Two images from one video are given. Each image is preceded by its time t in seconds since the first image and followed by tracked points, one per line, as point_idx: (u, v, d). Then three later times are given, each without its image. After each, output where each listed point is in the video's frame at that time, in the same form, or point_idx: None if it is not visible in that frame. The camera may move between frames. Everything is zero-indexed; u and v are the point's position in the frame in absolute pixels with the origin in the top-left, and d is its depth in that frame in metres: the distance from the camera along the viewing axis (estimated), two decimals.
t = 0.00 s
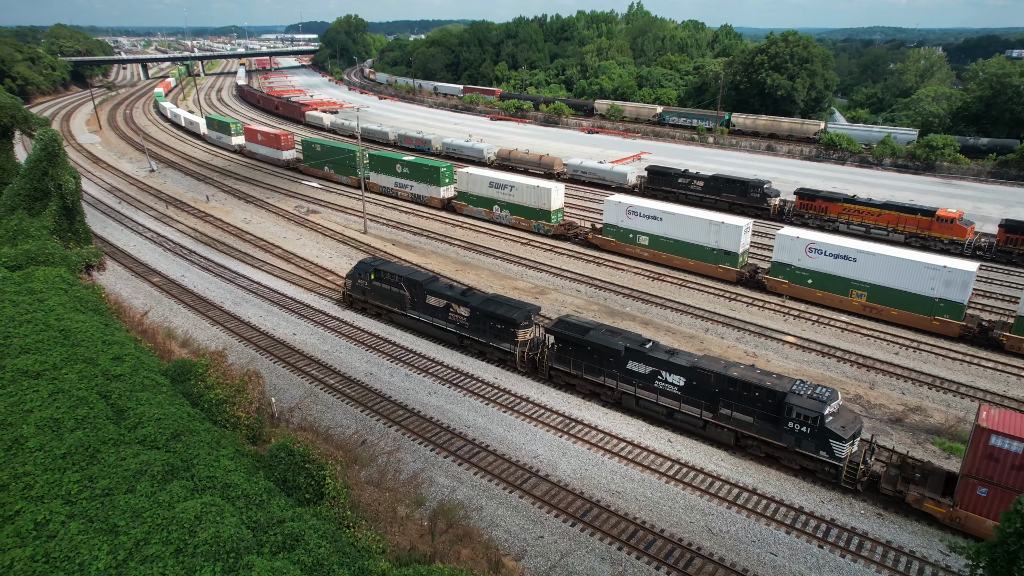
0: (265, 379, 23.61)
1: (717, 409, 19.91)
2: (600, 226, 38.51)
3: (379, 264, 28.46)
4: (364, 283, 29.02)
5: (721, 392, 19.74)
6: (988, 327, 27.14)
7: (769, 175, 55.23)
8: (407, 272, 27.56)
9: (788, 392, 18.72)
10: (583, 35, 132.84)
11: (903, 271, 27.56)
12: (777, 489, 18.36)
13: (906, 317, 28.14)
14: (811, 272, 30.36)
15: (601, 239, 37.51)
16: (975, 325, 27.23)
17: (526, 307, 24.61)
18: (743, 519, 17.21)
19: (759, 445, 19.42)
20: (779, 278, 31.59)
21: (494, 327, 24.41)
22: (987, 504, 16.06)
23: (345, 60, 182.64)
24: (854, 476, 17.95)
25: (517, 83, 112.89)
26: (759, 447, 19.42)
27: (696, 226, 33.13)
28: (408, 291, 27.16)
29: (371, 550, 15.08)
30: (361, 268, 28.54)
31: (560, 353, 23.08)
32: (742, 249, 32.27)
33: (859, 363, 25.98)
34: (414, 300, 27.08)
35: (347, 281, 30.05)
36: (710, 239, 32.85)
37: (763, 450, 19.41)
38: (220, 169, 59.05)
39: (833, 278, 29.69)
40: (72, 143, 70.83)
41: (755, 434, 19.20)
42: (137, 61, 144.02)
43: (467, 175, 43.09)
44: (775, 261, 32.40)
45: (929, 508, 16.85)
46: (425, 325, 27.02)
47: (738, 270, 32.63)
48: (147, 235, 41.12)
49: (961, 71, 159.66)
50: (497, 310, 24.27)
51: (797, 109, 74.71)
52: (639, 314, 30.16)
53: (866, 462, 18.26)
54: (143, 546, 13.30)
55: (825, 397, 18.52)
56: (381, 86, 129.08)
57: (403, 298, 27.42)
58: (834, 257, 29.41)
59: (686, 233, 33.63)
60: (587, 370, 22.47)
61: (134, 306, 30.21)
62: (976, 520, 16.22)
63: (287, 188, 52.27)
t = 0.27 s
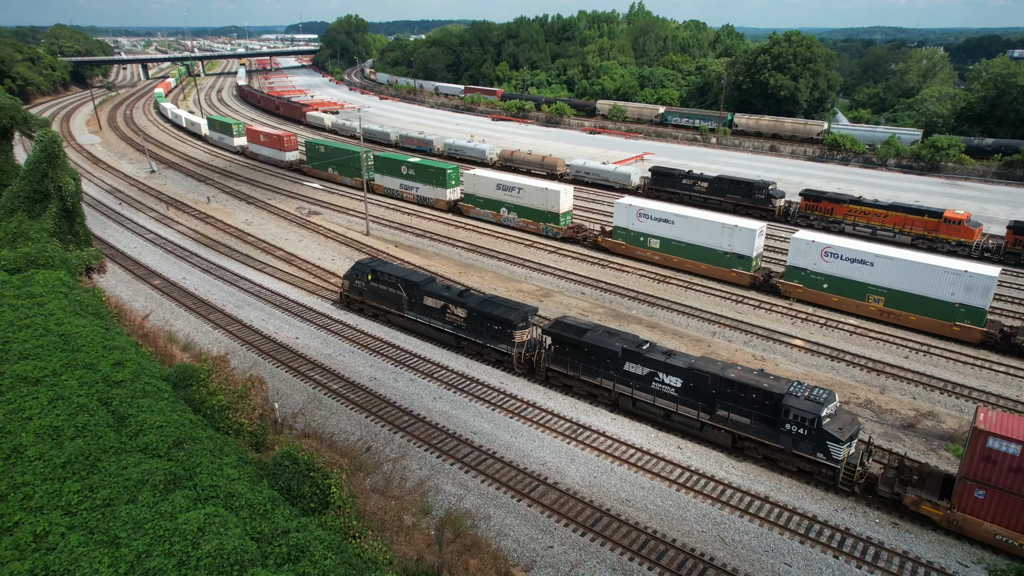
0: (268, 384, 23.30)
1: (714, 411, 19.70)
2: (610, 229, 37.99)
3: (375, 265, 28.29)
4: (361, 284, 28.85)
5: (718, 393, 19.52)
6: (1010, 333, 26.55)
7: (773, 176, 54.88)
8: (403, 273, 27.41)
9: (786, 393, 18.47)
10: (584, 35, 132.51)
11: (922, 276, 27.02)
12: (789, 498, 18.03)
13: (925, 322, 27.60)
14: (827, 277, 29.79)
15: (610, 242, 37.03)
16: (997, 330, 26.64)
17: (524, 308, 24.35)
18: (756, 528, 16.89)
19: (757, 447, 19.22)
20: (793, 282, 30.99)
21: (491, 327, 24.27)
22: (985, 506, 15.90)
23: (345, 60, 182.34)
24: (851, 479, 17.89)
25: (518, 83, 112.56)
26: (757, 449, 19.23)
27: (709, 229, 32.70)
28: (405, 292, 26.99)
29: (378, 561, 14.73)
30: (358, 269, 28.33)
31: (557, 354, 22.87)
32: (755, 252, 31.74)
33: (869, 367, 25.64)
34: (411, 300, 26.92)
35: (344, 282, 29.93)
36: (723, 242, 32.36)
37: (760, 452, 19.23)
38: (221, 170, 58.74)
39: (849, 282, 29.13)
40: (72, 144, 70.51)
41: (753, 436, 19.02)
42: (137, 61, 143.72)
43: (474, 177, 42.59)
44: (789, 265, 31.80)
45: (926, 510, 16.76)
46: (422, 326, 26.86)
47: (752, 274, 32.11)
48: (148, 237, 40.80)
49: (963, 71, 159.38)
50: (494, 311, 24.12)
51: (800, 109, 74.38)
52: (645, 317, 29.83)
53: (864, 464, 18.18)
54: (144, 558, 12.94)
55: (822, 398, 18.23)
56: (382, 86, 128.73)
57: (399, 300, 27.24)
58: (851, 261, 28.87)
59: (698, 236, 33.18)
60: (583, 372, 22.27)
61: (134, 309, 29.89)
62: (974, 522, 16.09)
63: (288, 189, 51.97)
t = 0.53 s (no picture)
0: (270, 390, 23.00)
1: (710, 412, 19.68)
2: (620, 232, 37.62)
3: (372, 266, 28.26)
4: (358, 285, 28.80)
5: (714, 395, 19.50)
6: None
7: (777, 177, 54.55)
8: (399, 274, 27.40)
9: (781, 395, 18.50)
10: (585, 35, 132.25)
11: (941, 281, 26.57)
12: (802, 506, 17.70)
13: (944, 328, 27.13)
14: (842, 281, 29.34)
15: (620, 245, 36.69)
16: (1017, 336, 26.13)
17: (520, 309, 24.43)
18: (768, 538, 16.57)
19: (752, 449, 19.21)
20: (808, 287, 30.52)
21: (488, 329, 24.30)
22: (981, 508, 15.82)
23: (346, 60, 182.01)
24: (848, 481, 17.84)
25: (519, 83, 112.27)
26: (753, 451, 19.21)
27: (721, 233, 32.26)
28: (402, 293, 27.02)
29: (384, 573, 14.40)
30: (354, 271, 28.32)
31: (554, 355, 22.89)
32: (768, 256, 31.37)
33: (879, 372, 25.31)
34: (408, 302, 26.99)
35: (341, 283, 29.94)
36: (735, 246, 31.99)
37: (756, 454, 19.20)
38: (222, 171, 58.44)
39: (866, 287, 28.68)
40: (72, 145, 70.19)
41: (748, 438, 19.00)
42: (137, 61, 143.38)
43: (481, 179, 42.21)
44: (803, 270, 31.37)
45: (923, 513, 16.62)
46: (419, 327, 26.89)
47: (765, 278, 31.66)
48: (148, 239, 40.50)
49: (965, 71, 158.99)
50: (491, 312, 24.16)
51: (803, 109, 74.09)
52: (651, 320, 29.52)
53: (860, 466, 18.10)
54: (145, 571, 12.60)
55: (819, 400, 18.28)
56: (383, 86, 128.46)
57: (396, 300, 27.27)
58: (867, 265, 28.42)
59: (710, 239, 32.75)
60: (580, 373, 22.28)
61: (135, 312, 29.59)
62: (970, 525, 16.01)
63: (289, 190, 51.68)
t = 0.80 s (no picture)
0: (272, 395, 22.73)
1: (706, 414, 19.59)
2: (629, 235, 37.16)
3: (369, 266, 28.24)
4: (354, 285, 28.78)
5: (710, 396, 19.43)
6: None
7: (780, 178, 54.27)
8: (397, 275, 27.34)
9: (777, 396, 18.40)
10: (586, 35, 131.97)
11: (960, 285, 26.08)
12: (814, 514, 17.39)
13: (963, 334, 26.61)
14: (858, 286, 28.88)
15: (631, 248, 36.17)
16: None
17: (516, 310, 24.38)
18: (781, 547, 16.27)
19: (748, 451, 19.12)
20: (823, 291, 30.10)
21: (485, 330, 24.24)
22: (977, 510, 15.75)
23: (346, 60, 181.66)
24: (843, 483, 17.81)
25: (520, 84, 111.99)
26: (749, 452, 19.12)
27: (734, 236, 31.80)
28: (398, 294, 26.95)
29: None
30: (351, 271, 28.32)
31: (550, 356, 22.80)
32: (782, 260, 30.94)
33: (888, 376, 24.99)
34: (404, 303, 26.91)
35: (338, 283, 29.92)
36: (749, 249, 31.54)
37: (752, 455, 19.11)
38: (222, 172, 58.13)
39: (883, 292, 28.22)
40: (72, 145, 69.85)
41: (744, 439, 18.92)
42: (137, 61, 143.07)
43: (488, 181, 41.80)
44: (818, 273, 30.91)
45: (918, 514, 16.60)
46: (415, 327, 26.83)
47: (779, 282, 31.23)
48: (148, 240, 40.23)
49: (967, 71, 158.69)
50: (487, 313, 24.12)
51: (806, 110, 73.80)
52: (657, 323, 29.22)
53: (856, 468, 18.06)
54: None
55: (814, 402, 18.20)
56: (383, 87, 128.19)
57: (393, 301, 27.21)
58: (884, 269, 27.94)
59: (722, 243, 32.30)
60: (576, 374, 22.20)
61: (135, 315, 29.30)
62: (966, 527, 15.94)
63: (290, 191, 51.41)
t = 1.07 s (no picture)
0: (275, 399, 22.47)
1: (701, 415, 19.56)
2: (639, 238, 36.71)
3: (365, 267, 28.19)
4: (351, 285, 28.77)
5: (705, 397, 19.39)
6: None
7: (784, 179, 54.00)
8: (393, 275, 27.30)
9: (772, 397, 18.35)
10: (587, 35, 131.69)
11: (979, 290, 25.65)
12: (826, 522, 17.11)
13: (983, 339, 26.14)
14: (874, 290, 28.48)
15: (641, 251, 35.67)
16: None
17: (512, 311, 24.32)
18: (793, 556, 15.99)
19: (744, 452, 19.09)
20: (838, 295, 29.69)
21: (480, 331, 24.20)
22: (971, 511, 15.70)
23: (347, 60, 181.36)
24: (839, 484, 17.72)
25: (522, 84, 111.75)
26: (744, 453, 19.09)
27: (747, 239, 31.30)
28: (395, 294, 26.92)
29: None
30: (347, 271, 28.30)
31: (545, 357, 22.75)
32: (796, 264, 30.50)
33: (897, 380, 24.70)
34: (401, 303, 26.88)
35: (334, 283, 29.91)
36: (762, 253, 31.10)
37: (748, 456, 19.08)
38: (223, 172, 57.88)
39: (899, 296, 27.82)
40: (72, 146, 69.61)
41: (739, 440, 18.90)
42: (137, 62, 142.68)
43: (495, 183, 41.35)
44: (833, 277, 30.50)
45: (913, 515, 16.58)
46: (411, 328, 26.82)
47: (792, 286, 30.79)
48: (149, 242, 39.93)
49: (968, 70, 158.31)
50: (483, 313, 24.07)
51: (808, 110, 73.53)
52: (662, 325, 28.95)
53: (851, 469, 18.03)
54: None
55: (809, 402, 18.15)
56: (384, 86, 127.93)
57: (389, 301, 27.18)
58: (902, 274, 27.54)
59: (735, 246, 31.84)
60: (572, 375, 22.16)
61: (136, 318, 29.05)
62: (961, 528, 15.91)
63: (291, 192, 51.17)
